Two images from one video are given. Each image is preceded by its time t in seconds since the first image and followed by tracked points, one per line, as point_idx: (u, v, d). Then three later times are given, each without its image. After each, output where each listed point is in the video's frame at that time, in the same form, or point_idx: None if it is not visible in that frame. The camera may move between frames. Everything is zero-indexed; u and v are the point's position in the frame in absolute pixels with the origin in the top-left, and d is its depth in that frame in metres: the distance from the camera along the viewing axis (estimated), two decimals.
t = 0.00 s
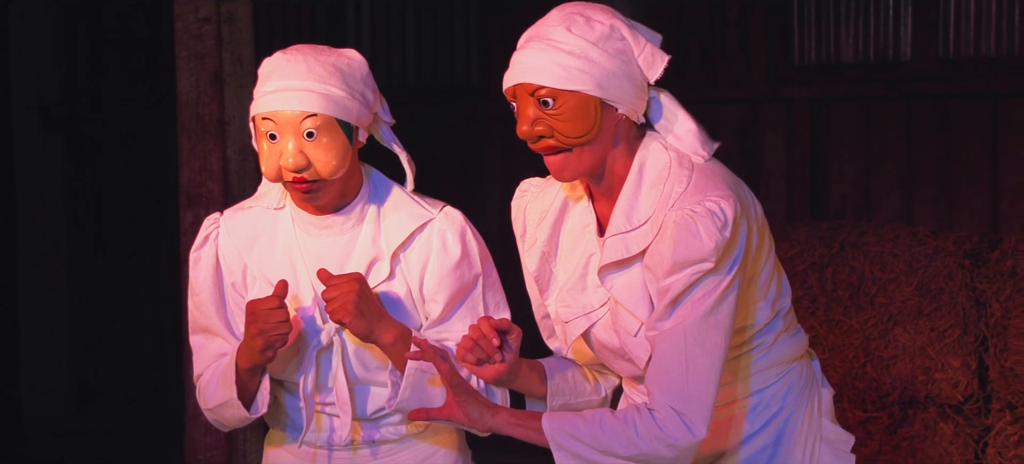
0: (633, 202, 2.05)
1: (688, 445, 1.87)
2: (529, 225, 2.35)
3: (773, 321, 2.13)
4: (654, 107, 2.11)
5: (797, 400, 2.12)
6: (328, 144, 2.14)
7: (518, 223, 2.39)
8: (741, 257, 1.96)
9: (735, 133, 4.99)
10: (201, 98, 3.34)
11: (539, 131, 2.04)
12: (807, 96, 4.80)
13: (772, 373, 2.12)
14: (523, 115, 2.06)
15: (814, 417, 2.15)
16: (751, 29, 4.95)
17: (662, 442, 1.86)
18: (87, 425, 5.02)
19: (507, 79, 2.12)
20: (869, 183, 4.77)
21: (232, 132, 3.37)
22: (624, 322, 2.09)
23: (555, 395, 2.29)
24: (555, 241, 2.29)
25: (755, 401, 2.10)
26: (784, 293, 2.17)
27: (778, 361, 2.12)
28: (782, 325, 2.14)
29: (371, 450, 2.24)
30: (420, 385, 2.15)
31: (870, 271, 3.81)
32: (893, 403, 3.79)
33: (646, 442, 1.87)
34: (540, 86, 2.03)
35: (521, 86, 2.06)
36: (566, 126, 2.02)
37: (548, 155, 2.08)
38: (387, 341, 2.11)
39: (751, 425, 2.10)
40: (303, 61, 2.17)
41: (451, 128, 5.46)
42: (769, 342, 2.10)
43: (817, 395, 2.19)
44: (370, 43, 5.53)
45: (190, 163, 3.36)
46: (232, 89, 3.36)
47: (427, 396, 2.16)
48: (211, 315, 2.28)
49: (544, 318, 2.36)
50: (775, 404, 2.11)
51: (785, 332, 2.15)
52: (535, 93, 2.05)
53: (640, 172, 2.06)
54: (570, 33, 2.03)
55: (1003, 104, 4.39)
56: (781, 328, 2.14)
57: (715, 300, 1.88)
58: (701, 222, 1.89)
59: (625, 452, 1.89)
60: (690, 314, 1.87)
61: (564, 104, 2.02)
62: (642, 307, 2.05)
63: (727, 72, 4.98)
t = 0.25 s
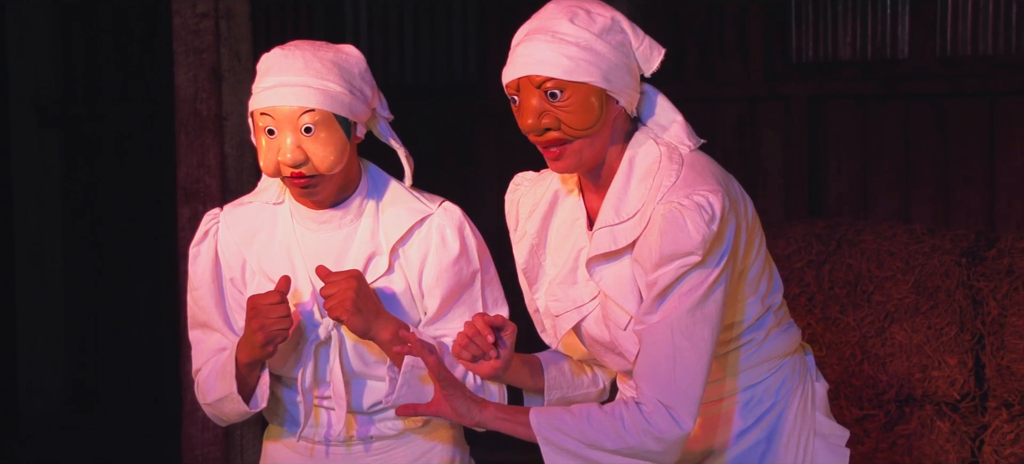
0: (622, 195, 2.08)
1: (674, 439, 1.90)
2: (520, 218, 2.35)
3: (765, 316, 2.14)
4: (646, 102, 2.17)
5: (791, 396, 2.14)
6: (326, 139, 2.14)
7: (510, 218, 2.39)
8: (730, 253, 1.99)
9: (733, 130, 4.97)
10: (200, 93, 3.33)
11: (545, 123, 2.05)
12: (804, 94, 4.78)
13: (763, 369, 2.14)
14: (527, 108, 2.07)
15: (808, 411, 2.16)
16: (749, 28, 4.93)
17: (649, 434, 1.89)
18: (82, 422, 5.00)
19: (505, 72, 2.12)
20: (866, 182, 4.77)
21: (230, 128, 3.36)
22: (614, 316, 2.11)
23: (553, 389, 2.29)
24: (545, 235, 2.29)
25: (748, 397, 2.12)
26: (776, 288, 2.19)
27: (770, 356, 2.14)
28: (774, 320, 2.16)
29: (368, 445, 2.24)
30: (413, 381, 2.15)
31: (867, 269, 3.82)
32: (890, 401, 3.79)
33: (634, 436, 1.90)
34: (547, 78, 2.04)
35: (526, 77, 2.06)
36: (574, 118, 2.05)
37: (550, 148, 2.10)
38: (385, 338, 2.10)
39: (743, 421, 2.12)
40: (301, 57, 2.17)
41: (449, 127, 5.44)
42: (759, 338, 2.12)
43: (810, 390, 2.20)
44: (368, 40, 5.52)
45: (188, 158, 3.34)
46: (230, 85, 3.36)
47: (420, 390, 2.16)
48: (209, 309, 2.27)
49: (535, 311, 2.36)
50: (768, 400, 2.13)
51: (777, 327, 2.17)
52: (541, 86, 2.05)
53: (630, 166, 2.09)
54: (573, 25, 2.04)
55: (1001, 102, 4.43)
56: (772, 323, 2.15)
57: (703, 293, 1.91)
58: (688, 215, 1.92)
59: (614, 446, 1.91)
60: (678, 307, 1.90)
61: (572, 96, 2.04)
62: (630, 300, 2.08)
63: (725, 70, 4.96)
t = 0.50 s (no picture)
0: (620, 199, 2.09)
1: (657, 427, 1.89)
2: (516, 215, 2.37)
3: (761, 317, 2.14)
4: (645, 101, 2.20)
5: (789, 396, 2.15)
6: (333, 138, 2.14)
7: (508, 215, 2.42)
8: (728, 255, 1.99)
9: (735, 131, 4.93)
10: (204, 93, 3.34)
11: (550, 127, 2.07)
12: (807, 96, 4.77)
13: (758, 370, 2.14)
14: (530, 112, 2.09)
15: (805, 411, 2.18)
16: (751, 29, 4.90)
17: (636, 417, 1.87)
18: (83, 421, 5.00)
19: (506, 76, 2.14)
20: (869, 184, 4.77)
21: (234, 128, 3.37)
22: (609, 320, 2.13)
23: (556, 386, 2.29)
24: (540, 236, 2.30)
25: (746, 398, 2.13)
26: (773, 290, 2.20)
27: (768, 356, 2.14)
28: (771, 320, 2.16)
29: (370, 446, 2.23)
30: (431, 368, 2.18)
31: (870, 272, 3.81)
32: (893, 403, 3.79)
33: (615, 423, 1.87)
34: (551, 82, 2.06)
35: (529, 82, 2.08)
36: (579, 121, 2.07)
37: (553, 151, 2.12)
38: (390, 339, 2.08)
39: (742, 422, 2.12)
40: (309, 56, 2.17)
41: (450, 126, 5.43)
42: (757, 338, 2.13)
43: (809, 389, 2.23)
44: (371, 39, 5.52)
45: (192, 158, 3.35)
46: (234, 85, 3.36)
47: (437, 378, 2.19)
48: (213, 305, 2.28)
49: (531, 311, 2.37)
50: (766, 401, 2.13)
51: (774, 327, 2.17)
52: (544, 89, 2.07)
53: (628, 171, 2.11)
54: (574, 28, 2.06)
55: (1005, 103, 4.48)
56: (769, 323, 2.16)
57: (697, 289, 1.91)
58: (685, 218, 1.93)
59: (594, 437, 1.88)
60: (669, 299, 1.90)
61: (576, 99, 2.06)
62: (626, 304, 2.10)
63: (728, 71, 4.93)
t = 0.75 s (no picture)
0: (610, 204, 2.07)
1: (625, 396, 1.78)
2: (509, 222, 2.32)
3: (753, 312, 2.13)
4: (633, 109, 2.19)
5: (783, 389, 2.13)
6: (338, 140, 2.14)
7: (499, 220, 2.37)
8: (718, 249, 1.96)
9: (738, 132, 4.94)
10: (207, 96, 3.34)
11: (547, 134, 2.05)
12: (810, 94, 4.78)
13: (750, 363, 2.12)
14: (526, 119, 2.06)
15: (800, 405, 2.15)
16: (754, 29, 4.90)
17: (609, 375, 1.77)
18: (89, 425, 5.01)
19: (496, 85, 2.11)
20: (873, 182, 4.77)
21: (237, 131, 3.37)
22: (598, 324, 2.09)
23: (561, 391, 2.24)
24: (534, 241, 2.27)
25: (740, 392, 2.10)
26: (762, 286, 2.19)
27: (762, 351, 2.13)
28: (764, 313, 2.16)
29: (377, 449, 2.19)
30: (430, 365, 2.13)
31: (874, 270, 3.81)
32: (898, 401, 3.81)
33: (581, 383, 1.75)
34: (546, 89, 2.03)
35: (523, 90, 2.05)
36: (574, 127, 2.06)
37: (549, 157, 2.10)
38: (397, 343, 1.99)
39: (736, 418, 2.09)
40: (313, 58, 2.17)
41: (455, 125, 5.48)
42: (750, 333, 2.11)
43: (802, 383, 2.20)
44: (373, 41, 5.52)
45: (196, 161, 3.36)
46: (237, 88, 3.36)
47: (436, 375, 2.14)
48: (216, 309, 2.23)
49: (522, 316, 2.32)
50: (762, 394, 2.11)
51: (767, 320, 2.17)
52: (539, 97, 2.04)
53: (618, 178, 2.09)
54: (565, 34, 2.05)
55: (1007, 102, 4.49)
56: (762, 316, 2.15)
57: (681, 273, 1.86)
58: (671, 216, 1.90)
59: (558, 404, 1.75)
60: (652, 277, 1.85)
61: (572, 106, 2.05)
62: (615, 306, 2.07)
63: (729, 70, 4.93)
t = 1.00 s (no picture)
0: (597, 205, 2.00)
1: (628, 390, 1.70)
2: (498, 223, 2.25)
3: (743, 306, 2.07)
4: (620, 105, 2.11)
5: (771, 382, 2.07)
6: (342, 139, 2.05)
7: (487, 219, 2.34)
8: (707, 248, 1.89)
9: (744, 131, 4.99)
10: (210, 96, 3.35)
11: (538, 136, 1.95)
12: (814, 89, 4.74)
13: (739, 359, 2.06)
14: (514, 122, 1.96)
15: (788, 398, 2.10)
16: (757, 25, 4.92)
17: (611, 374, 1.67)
18: (100, 424, 5.05)
19: (482, 89, 2.01)
20: (877, 178, 4.75)
21: (240, 130, 3.37)
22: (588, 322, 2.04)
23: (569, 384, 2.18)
24: (523, 240, 2.21)
25: (729, 388, 2.05)
26: (752, 281, 2.13)
27: (751, 345, 2.07)
28: (752, 308, 2.09)
29: (381, 446, 2.11)
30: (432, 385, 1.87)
31: (879, 265, 3.80)
32: (904, 397, 3.79)
33: (585, 373, 1.66)
34: (534, 91, 1.94)
35: (511, 93, 1.95)
36: (565, 129, 1.97)
37: (539, 160, 2.02)
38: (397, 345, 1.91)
39: (725, 416, 2.04)
40: (316, 57, 2.09)
41: (459, 123, 5.47)
42: (740, 327, 2.05)
43: (791, 376, 2.16)
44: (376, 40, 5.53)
45: (200, 161, 3.36)
46: (240, 88, 3.36)
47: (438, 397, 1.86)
48: (220, 309, 2.14)
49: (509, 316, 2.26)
50: (752, 389, 2.05)
51: (756, 314, 2.10)
52: (529, 99, 1.95)
53: (605, 179, 2.02)
54: (552, 37, 1.95)
55: (1010, 96, 4.36)
56: (751, 310, 2.08)
57: (675, 271, 1.79)
58: (658, 213, 1.83)
59: (564, 393, 1.67)
60: (642, 273, 1.77)
61: (561, 108, 1.95)
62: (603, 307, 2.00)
63: (733, 67, 4.98)
